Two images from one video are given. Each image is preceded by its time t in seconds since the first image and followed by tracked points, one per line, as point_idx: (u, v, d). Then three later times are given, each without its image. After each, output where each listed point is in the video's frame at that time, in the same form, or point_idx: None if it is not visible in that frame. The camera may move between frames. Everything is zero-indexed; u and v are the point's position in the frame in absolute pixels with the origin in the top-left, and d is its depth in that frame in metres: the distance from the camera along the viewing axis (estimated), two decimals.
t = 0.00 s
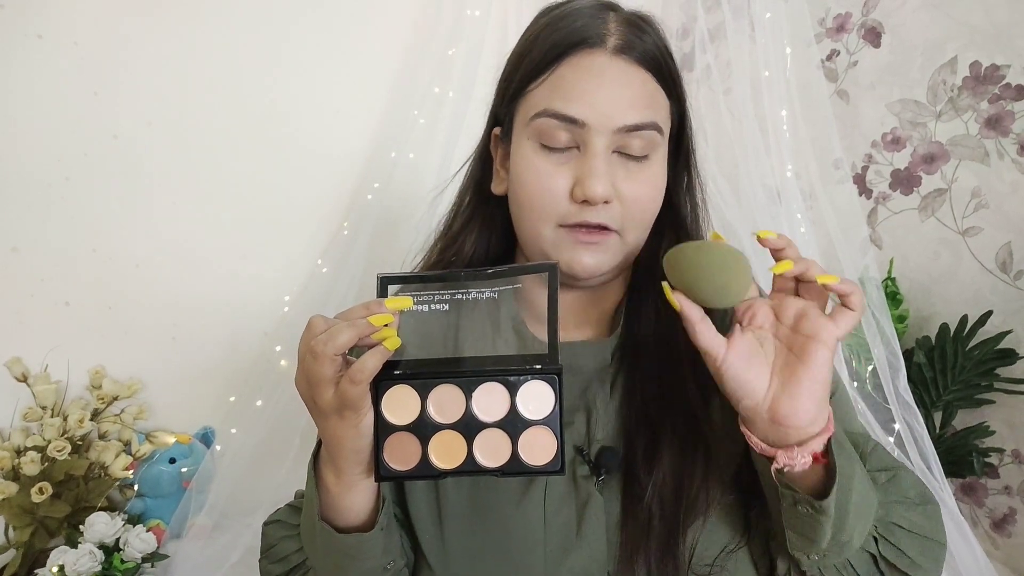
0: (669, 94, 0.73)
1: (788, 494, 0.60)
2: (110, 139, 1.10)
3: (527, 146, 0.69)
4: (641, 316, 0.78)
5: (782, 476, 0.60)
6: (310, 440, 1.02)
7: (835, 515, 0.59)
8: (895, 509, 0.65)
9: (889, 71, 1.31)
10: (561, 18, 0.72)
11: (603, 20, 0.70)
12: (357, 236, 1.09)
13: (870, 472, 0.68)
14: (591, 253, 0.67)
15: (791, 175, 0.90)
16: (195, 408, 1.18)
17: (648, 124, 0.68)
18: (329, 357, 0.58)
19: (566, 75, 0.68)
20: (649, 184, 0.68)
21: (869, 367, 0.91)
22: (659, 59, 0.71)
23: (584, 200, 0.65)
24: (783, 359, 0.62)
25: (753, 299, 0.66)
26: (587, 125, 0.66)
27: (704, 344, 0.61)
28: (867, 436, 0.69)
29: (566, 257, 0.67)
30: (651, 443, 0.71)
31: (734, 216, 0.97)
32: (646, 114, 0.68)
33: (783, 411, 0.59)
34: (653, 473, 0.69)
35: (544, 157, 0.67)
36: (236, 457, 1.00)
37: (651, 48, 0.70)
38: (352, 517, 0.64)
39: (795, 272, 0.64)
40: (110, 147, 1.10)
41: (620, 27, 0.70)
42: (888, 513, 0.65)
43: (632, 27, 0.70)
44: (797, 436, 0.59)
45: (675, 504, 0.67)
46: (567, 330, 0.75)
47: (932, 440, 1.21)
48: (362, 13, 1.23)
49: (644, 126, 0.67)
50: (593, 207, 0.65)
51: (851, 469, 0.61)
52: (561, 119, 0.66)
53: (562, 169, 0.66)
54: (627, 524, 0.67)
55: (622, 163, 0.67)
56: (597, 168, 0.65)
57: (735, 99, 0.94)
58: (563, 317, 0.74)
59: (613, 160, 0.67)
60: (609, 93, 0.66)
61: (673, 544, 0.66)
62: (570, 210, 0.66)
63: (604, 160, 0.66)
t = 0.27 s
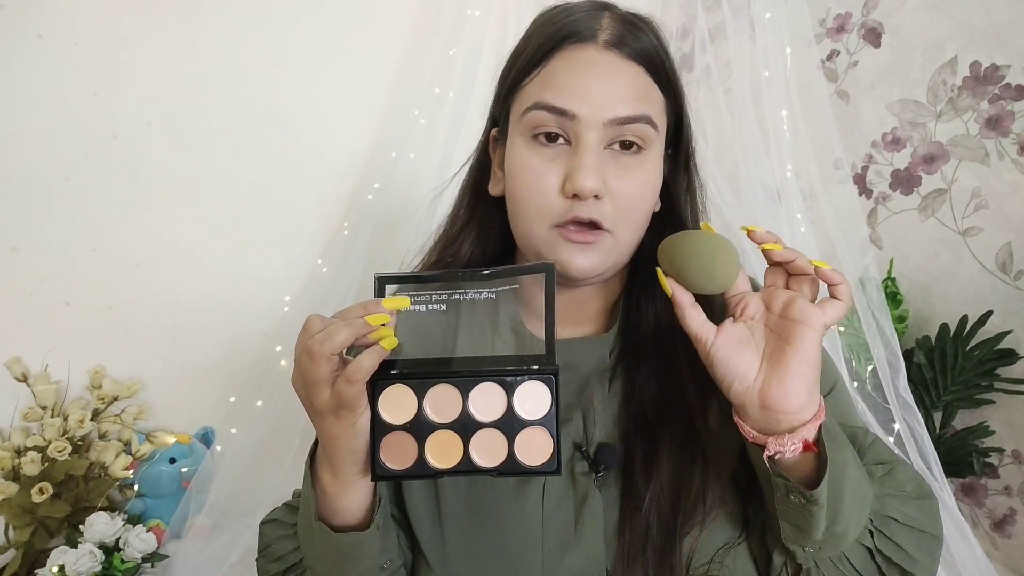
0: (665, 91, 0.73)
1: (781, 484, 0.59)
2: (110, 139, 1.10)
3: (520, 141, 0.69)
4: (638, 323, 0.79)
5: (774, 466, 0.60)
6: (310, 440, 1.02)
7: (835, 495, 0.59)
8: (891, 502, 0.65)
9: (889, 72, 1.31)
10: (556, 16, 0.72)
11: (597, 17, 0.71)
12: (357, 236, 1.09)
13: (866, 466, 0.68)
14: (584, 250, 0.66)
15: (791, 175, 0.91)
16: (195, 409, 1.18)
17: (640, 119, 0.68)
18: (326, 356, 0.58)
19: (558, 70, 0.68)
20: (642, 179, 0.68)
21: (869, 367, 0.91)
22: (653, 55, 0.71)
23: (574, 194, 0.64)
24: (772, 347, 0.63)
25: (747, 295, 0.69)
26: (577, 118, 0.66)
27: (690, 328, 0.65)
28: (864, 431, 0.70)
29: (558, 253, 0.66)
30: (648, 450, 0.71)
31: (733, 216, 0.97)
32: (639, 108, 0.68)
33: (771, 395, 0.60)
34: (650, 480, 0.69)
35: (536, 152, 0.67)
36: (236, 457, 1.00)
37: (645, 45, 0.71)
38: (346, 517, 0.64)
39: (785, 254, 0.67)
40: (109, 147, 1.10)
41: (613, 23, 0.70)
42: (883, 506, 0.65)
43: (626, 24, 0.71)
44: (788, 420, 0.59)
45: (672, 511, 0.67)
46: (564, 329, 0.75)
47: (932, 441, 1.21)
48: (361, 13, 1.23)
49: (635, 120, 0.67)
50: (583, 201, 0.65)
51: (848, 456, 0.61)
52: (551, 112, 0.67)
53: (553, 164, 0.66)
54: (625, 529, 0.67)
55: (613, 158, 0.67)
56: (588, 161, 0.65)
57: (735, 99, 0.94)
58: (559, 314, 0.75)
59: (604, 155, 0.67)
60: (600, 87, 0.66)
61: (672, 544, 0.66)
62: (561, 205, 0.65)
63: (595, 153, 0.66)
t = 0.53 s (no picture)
0: (666, 100, 0.73)
1: (776, 540, 0.59)
2: (110, 139, 1.10)
3: (520, 152, 0.69)
4: (638, 327, 0.78)
5: (773, 527, 0.59)
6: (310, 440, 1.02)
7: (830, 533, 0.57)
8: (886, 535, 0.64)
9: (889, 71, 1.31)
10: (557, 21, 0.71)
11: (600, 25, 0.70)
12: (357, 236, 1.09)
13: (864, 495, 0.67)
14: (583, 263, 0.67)
15: (791, 175, 0.91)
16: (195, 409, 1.18)
17: (641, 134, 0.68)
18: (322, 353, 0.58)
19: (559, 82, 0.67)
20: (641, 193, 0.68)
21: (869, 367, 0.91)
22: (655, 65, 0.71)
23: (575, 211, 0.65)
24: (780, 413, 0.59)
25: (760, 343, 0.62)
26: (579, 133, 0.66)
27: (699, 399, 0.57)
28: (866, 457, 0.69)
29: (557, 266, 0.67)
30: (651, 451, 0.71)
31: (733, 216, 0.97)
32: (641, 122, 0.68)
33: (775, 468, 0.56)
34: (655, 480, 0.69)
35: (536, 165, 0.67)
36: (236, 457, 1.00)
37: (647, 55, 0.70)
38: (341, 515, 0.64)
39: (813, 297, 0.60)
40: (109, 147, 1.10)
41: (615, 32, 0.70)
42: (878, 538, 0.64)
43: (628, 32, 0.70)
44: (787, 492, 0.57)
45: (675, 512, 0.67)
46: (564, 332, 0.75)
47: (932, 441, 1.21)
48: (361, 12, 1.23)
49: (637, 135, 0.67)
50: (584, 218, 0.65)
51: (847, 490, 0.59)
52: (552, 126, 0.66)
53: (553, 178, 0.66)
54: (630, 528, 0.68)
55: (613, 173, 0.68)
56: (588, 177, 0.65)
57: (735, 100, 0.94)
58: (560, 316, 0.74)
59: (604, 169, 0.67)
60: (601, 103, 0.66)
61: (675, 545, 0.66)
62: (561, 220, 0.66)
63: (595, 168, 0.66)
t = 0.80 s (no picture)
0: (667, 93, 0.73)
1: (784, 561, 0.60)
2: (110, 139, 1.10)
3: (525, 150, 0.69)
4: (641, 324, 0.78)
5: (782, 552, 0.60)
6: (310, 440, 1.02)
7: (843, 544, 0.57)
8: (893, 548, 0.64)
9: (889, 71, 1.31)
10: (556, 19, 0.71)
11: (599, 21, 0.70)
12: (357, 236, 1.09)
13: (872, 507, 0.67)
14: (591, 258, 0.68)
15: (791, 175, 0.91)
16: (194, 409, 1.18)
17: (646, 128, 0.68)
18: (327, 359, 0.57)
19: (563, 79, 0.67)
20: (648, 186, 0.68)
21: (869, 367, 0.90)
22: (656, 58, 0.71)
23: (584, 206, 0.65)
24: (791, 445, 0.58)
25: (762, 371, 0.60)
26: (585, 129, 0.66)
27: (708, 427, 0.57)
28: (875, 466, 0.69)
29: (567, 261, 0.68)
30: (653, 446, 0.71)
31: (733, 216, 0.96)
32: (645, 118, 0.68)
33: (785, 501, 0.57)
34: (657, 474, 0.69)
35: (542, 162, 0.67)
36: (237, 457, 1.00)
37: (648, 48, 0.70)
38: (349, 519, 0.64)
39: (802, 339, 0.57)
40: (109, 147, 1.10)
41: (615, 27, 0.70)
42: (887, 552, 0.63)
43: (628, 27, 0.70)
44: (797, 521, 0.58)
45: (678, 505, 0.68)
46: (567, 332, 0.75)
47: (932, 441, 1.21)
48: (361, 12, 1.23)
49: (642, 129, 0.67)
50: (593, 212, 0.65)
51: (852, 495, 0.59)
52: (558, 123, 0.66)
53: (560, 174, 0.66)
54: (632, 525, 0.67)
55: (621, 167, 0.67)
56: (596, 172, 0.65)
57: (735, 99, 0.94)
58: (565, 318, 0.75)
59: (611, 164, 0.67)
60: (606, 98, 0.66)
61: (679, 543, 0.67)
62: (570, 214, 0.66)
63: (604, 164, 0.66)
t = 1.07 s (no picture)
0: (670, 91, 0.73)
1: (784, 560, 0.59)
2: (110, 139, 1.09)
3: (530, 155, 0.69)
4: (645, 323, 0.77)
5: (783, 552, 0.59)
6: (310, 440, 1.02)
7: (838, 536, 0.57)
8: (894, 543, 0.64)
9: (889, 71, 1.31)
10: (555, 22, 0.71)
11: (599, 22, 0.70)
12: (357, 236, 1.09)
13: (873, 504, 0.66)
14: (603, 257, 0.67)
15: (791, 175, 0.91)
16: (194, 409, 1.18)
17: (651, 127, 0.68)
18: (336, 356, 0.57)
19: (566, 81, 0.67)
20: (655, 185, 0.68)
21: (869, 367, 0.91)
22: (657, 54, 0.71)
23: (592, 208, 0.65)
24: (783, 445, 0.58)
25: (751, 381, 0.62)
26: (591, 132, 0.66)
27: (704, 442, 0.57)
28: (871, 466, 0.66)
29: (578, 261, 0.67)
30: (658, 441, 0.70)
31: (734, 215, 0.96)
32: (649, 117, 0.68)
33: (780, 500, 0.57)
34: (661, 470, 0.69)
35: (548, 165, 0.67)
36: (236, 457, 1.00)
37: (649, 46, 0.70)
38: (354, 520, 0.64)
39: (783, 357, 0.57)
40: (109, 147, 1.10)
41: (615, 27, 0.70)
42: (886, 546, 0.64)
43: (627, 26, 0.70)
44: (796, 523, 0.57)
45: (684, 499, 0.68)
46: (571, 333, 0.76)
47: (933, 440, 1.21)
48: (362, 12, 1.23)
49: (647, 129, 0.67)
50: (602, 214, 0.65)
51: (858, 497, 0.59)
52: (563, 126, 0.66)
53: (566, 176, 0.66)
54: (637, 521, 0.67)
55: (627, 168, 0.68)
56: (603, 173, 0.65)
57: (735, 99, 0.94)
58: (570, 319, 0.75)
59: (618, 165, 0.67)
60: (611, 99, 0.66)
61: (684, 540, 0.67)
62: (577, 217, 0.66)
63: (610, 166, 0.66)
